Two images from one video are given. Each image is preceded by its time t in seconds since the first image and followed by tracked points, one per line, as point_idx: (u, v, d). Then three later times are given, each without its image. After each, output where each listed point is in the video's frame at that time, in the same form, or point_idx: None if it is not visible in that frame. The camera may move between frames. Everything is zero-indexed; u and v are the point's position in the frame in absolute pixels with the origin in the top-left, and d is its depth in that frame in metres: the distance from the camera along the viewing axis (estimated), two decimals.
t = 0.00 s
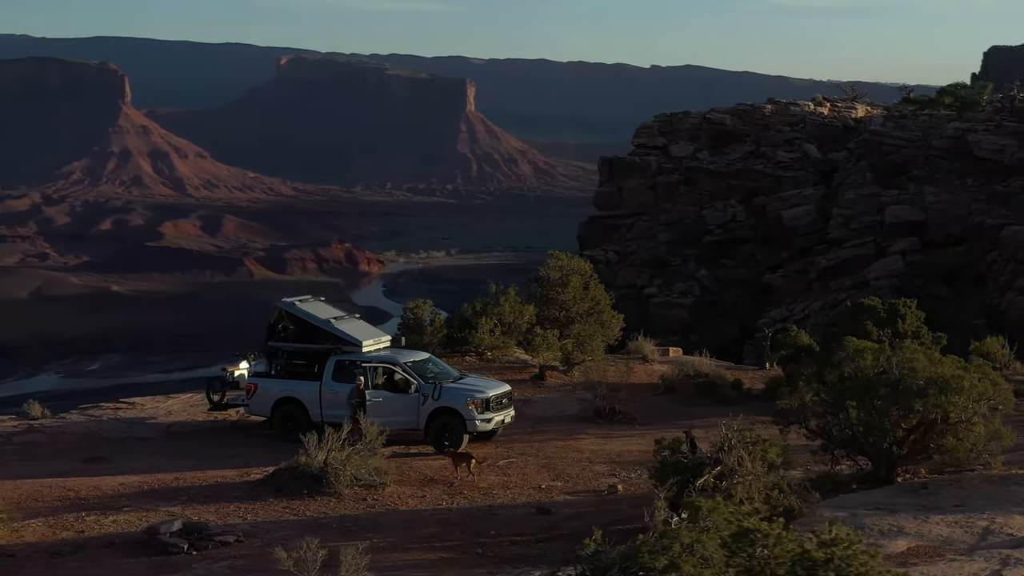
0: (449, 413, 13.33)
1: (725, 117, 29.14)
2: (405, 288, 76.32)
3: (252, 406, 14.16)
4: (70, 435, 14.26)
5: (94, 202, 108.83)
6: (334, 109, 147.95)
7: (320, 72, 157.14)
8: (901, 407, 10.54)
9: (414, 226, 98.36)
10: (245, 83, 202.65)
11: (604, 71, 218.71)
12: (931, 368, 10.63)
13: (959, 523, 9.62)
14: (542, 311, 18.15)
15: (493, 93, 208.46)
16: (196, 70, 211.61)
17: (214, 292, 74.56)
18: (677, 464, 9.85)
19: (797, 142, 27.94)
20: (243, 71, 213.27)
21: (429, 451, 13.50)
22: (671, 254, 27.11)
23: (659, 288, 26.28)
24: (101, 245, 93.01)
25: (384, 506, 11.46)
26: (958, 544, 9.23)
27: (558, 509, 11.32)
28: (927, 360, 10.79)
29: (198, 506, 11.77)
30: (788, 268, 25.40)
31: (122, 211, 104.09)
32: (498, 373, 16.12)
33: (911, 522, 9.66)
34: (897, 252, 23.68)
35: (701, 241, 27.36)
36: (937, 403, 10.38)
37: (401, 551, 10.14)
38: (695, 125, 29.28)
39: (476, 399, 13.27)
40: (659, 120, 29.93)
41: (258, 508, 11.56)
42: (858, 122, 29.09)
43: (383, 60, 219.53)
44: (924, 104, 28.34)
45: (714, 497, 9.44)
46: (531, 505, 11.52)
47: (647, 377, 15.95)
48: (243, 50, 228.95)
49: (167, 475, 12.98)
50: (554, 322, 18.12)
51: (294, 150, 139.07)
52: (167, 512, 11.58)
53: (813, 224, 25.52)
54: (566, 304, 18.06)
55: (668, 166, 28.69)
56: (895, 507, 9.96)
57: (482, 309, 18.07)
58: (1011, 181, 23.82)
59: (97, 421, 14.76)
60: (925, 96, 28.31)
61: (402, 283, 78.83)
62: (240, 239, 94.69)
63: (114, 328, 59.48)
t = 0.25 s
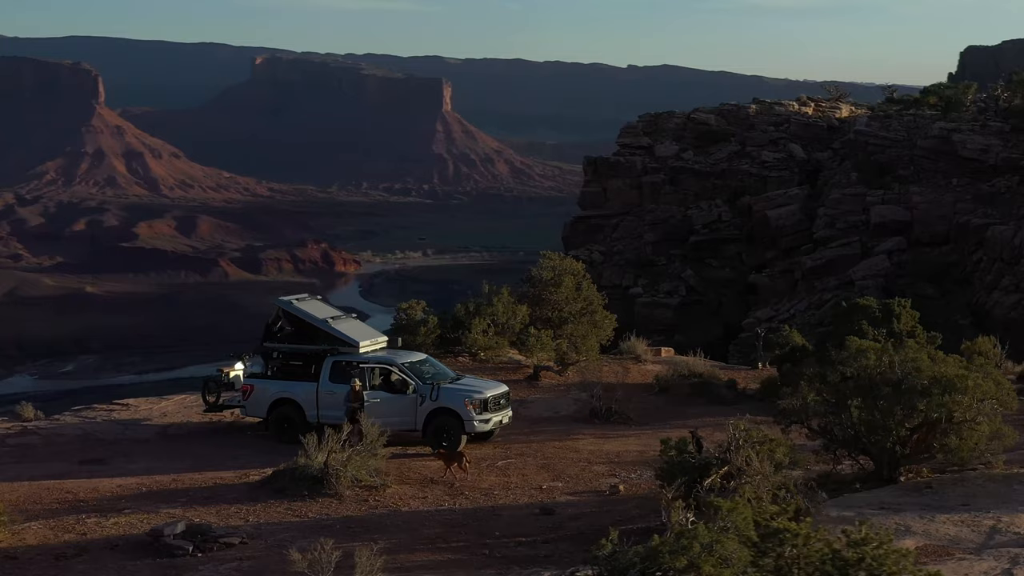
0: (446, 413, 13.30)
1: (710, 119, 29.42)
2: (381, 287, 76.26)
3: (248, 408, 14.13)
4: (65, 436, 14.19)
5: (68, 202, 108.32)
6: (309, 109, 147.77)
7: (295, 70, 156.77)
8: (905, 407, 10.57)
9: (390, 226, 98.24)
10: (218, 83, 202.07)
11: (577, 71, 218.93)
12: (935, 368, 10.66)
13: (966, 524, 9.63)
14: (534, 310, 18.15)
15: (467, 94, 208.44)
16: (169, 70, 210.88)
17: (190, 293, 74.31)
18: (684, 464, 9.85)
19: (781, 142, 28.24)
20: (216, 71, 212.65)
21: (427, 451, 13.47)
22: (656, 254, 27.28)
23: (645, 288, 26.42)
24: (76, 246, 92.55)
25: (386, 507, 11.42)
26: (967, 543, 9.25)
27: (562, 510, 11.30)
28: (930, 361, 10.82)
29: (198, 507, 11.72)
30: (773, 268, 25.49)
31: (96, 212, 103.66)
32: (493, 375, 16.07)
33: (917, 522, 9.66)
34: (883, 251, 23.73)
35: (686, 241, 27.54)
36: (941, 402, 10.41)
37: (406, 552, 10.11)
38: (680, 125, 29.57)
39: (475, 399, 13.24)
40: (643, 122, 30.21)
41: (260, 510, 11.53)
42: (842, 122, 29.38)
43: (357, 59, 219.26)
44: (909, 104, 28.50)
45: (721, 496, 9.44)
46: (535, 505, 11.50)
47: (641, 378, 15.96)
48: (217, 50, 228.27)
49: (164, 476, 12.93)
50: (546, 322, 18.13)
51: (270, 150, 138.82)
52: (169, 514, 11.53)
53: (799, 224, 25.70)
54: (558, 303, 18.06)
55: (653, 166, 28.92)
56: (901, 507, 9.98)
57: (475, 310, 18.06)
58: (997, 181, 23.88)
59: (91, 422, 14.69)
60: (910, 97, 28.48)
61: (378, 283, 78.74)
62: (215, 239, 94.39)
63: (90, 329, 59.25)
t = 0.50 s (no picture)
0: (444, 413, 13.29)
1: (695, 119, 29.78)
2: (357, 287, 76.16)
3: (245, 409, 14.10)
4: (59, 438, 14.14)
5: (42, 202, 107.77)
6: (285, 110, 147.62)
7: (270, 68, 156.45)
8: (909, 406, 10.60)
9: (366, 226, 98.13)
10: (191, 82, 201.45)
11: (552, 71, 219.04)
12: (938, 367, 10.70)
13: (975, 520, 9.67)
14: (528, 311, 18.19)
15: (441, 94, 208.35)
16: (142, 71, 210.09)
17: (165, 293, 74.06)
18: (690, 464, 9.86)
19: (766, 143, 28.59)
20: (188, 70, 211.95)
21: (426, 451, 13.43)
22: (643, 254, 27.52)
23: (630, 288, 26.65)
24: (49, 246, 92.06)
25: (388, 508, 11.43)
26: (973, 541, 9.27)
27: (566, 510, 11.29)
28: (932, 360, 10.87)
29: (200, 508, 11.67)
30: (759, 268, 25.60)
31: (70, 211, 103.21)
32: (488, 374, 16.15)
33: (925, 521, 9.69)
34: (870, 250, 23.81)
35: (671, 240, 27.79)
36: (945, 400, 10.46)
37: (410, 551, 10.08)
38: (665, 126, 29.91)
39: (473, 400, 13.23)
40: (628, 122, 30.54)
41: (261, 511, 11.51)
42: (827, 122, 29.74)
43: (331, 58, 218.86)
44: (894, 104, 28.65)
45: (728, 496, 9.43)
46: (539, 505, 11.51)
47: (634, 377, 15.99)
48: (191, 49, 227.58)
49: (161, 477, 12.88)
50: (541, 322, 18.17)
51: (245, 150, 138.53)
52: (171, 514, 11.49)
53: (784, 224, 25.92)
54: (552, 304, 18.11)
55: (638, 166, 29.22)
56: (906, 507, 10.01)
57: (469, 310, 18.11)
58: (982, 181, 23.98)
59: (86, 423, 14.62)
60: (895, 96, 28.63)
61: (354, 283, 78.67)
62: (190, 240, 94.03)
63: (66, 330, 59.00)
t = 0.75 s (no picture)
0: (442, 414, 13.26)
1: (679, 118, 30.23)
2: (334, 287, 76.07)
3: (240, 410, 14.07)
4: (55, 440, 14.09)
5: (16, 202, 107.22)
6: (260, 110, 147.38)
7: (245, 68, 156.13)
8: (912, 405, 10.63)
9: (342, 226, 98.01)
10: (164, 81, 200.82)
11: (526, 72, 219.13)
12: (943, 367, 10.71)
13: (981, 519, 9.68)
14: (522, 311, 18.25)
15: (416, 95, 208.31)
16: (115, 71, 209.31)
17: (141, 294, 73.81)
18: (697, 463, 9.87)
19: (751, 142, 29.01)
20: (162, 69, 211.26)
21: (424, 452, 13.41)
22: (628, 253, 27.87)
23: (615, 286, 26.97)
24: (24, 245, 91.62)
25: (392, 508, 11.42)
26: (982, 540, 9.26)
27: (570, 510, 11.27)
28: (936, 360, 10.88)
29: (202, 510, 11.65)
30: (745, 267, 25.70)
31: (44, 211, 102.74)
32: (481, 374, 16.25)
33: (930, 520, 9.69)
34: (856, 250, 23.88)
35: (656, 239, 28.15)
36: (948, 401, 10.48)
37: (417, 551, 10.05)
38: (650, 126, 30.37)
39: (471, 401, 13.22)
40: (614, 123, 30.98)
41: (263, 512, 11.49)
42: (812, 121, 30.17)
43: (304, 57, 218.54)
44: (877, 104, 28.92)
45: (737, 497, 9.41)
46: (543, 506, 11.50)
47: (630, 377, 16.03)
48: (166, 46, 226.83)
49: (160, 479, 12.83)
50: (534, 322, 18.23)
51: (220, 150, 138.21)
52: (174, 517, 11.45)
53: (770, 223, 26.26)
54: (545, 304, 18.17)
55: (623, 165, 29.65)
56: (912, 506, 10.03)
57: (463, 311, 18.17)
58: (968, 180, 24.06)
59: (81, 426, 14.58)
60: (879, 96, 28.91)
61: (331, 283, 78.59)
62: (166, 240, 93.69)
63: (42, 331, 58.73)
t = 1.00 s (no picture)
0: (441, 414, 13.23)
1: (663, 118, 31.32)
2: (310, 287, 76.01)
3: (237, 411, 14.03)
4: (51, 441, 14.02)
5: None
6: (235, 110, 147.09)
7: (219, 67, 155.61)
8: (916, 402, 10.65)
9: (318, 226, 97.86)
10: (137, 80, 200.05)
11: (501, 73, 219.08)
12: (946, 367, 10.73)
13: (990, 517, 9.68)
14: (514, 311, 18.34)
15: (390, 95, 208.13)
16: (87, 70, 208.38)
17: (115, 294, 73.51)
18: (705, 463, 9.87)
19: (735, 140, 30.03)
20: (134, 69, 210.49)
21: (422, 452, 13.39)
22: (614, 253, 28.81)
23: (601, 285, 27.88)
24: None
25: (395, 510, 11.39)
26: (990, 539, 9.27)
27: (573, 510, 11.23)
28: (940, 359, 10.91)
29: (202, 512, 11.62)
30: (732, 267, 26.53)
31: (17, 211, 102.15)
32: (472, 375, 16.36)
33: (935, 517, 9.60)
34: (842, 249, 24.44)
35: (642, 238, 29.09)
36: (952, 400, 10.51)
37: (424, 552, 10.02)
38: (635, 125, 31.42)
39: (470, 401, 13.19)
40: (599, 122, 32.03)
41: (266, 514, 11.44)
42: (795, 120, 31.18)
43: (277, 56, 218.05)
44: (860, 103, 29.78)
45: (746, 496, 9.40)
46: (545, 506, 11.49)
47: (624, 377, 16.10)
48: (140, 45, 226.00)
49: (159, 481, 12.80)
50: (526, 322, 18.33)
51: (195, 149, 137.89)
52: (176, 519, 11.40)
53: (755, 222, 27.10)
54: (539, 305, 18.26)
55: (608, 165, 30.70)
56: (917, 504, 10.05)
57: (456, 311, 18.27)
58: (953, 180, 24.60)
59: (75, 427, 14.53)
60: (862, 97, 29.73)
61: (307, 283, 78.51)
62: (140, 240, 93.25)
63: (17, 332, 58.42)
